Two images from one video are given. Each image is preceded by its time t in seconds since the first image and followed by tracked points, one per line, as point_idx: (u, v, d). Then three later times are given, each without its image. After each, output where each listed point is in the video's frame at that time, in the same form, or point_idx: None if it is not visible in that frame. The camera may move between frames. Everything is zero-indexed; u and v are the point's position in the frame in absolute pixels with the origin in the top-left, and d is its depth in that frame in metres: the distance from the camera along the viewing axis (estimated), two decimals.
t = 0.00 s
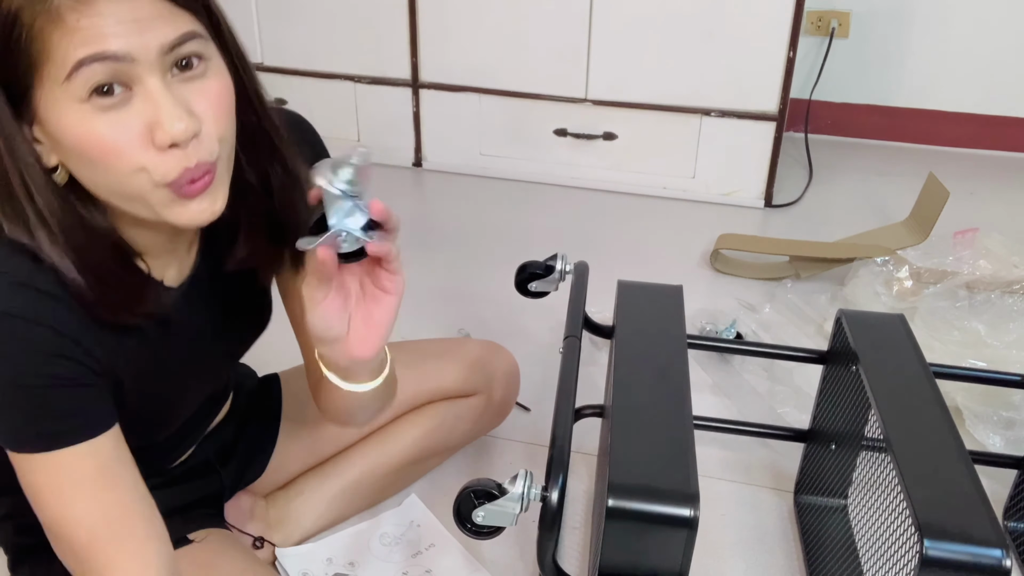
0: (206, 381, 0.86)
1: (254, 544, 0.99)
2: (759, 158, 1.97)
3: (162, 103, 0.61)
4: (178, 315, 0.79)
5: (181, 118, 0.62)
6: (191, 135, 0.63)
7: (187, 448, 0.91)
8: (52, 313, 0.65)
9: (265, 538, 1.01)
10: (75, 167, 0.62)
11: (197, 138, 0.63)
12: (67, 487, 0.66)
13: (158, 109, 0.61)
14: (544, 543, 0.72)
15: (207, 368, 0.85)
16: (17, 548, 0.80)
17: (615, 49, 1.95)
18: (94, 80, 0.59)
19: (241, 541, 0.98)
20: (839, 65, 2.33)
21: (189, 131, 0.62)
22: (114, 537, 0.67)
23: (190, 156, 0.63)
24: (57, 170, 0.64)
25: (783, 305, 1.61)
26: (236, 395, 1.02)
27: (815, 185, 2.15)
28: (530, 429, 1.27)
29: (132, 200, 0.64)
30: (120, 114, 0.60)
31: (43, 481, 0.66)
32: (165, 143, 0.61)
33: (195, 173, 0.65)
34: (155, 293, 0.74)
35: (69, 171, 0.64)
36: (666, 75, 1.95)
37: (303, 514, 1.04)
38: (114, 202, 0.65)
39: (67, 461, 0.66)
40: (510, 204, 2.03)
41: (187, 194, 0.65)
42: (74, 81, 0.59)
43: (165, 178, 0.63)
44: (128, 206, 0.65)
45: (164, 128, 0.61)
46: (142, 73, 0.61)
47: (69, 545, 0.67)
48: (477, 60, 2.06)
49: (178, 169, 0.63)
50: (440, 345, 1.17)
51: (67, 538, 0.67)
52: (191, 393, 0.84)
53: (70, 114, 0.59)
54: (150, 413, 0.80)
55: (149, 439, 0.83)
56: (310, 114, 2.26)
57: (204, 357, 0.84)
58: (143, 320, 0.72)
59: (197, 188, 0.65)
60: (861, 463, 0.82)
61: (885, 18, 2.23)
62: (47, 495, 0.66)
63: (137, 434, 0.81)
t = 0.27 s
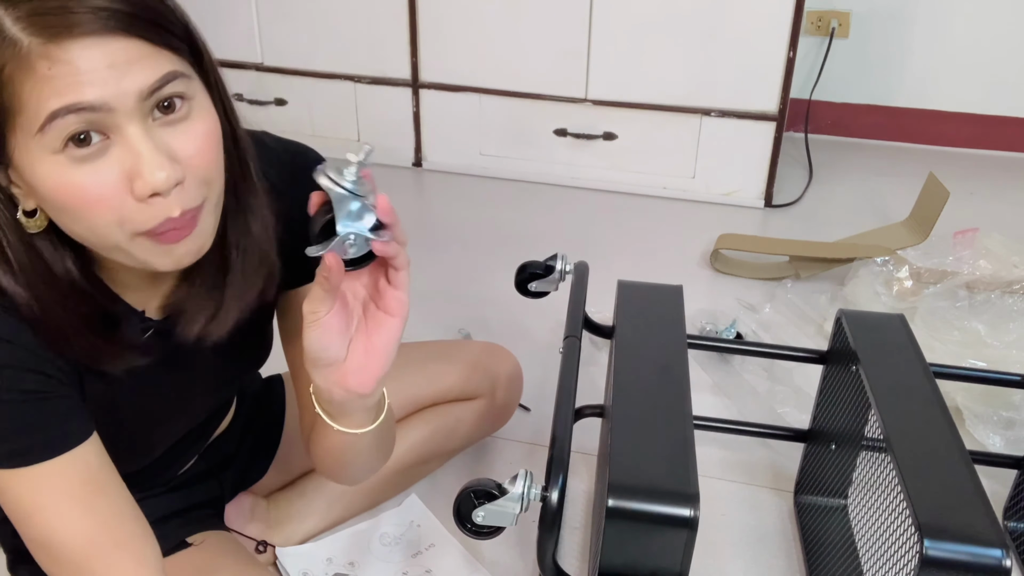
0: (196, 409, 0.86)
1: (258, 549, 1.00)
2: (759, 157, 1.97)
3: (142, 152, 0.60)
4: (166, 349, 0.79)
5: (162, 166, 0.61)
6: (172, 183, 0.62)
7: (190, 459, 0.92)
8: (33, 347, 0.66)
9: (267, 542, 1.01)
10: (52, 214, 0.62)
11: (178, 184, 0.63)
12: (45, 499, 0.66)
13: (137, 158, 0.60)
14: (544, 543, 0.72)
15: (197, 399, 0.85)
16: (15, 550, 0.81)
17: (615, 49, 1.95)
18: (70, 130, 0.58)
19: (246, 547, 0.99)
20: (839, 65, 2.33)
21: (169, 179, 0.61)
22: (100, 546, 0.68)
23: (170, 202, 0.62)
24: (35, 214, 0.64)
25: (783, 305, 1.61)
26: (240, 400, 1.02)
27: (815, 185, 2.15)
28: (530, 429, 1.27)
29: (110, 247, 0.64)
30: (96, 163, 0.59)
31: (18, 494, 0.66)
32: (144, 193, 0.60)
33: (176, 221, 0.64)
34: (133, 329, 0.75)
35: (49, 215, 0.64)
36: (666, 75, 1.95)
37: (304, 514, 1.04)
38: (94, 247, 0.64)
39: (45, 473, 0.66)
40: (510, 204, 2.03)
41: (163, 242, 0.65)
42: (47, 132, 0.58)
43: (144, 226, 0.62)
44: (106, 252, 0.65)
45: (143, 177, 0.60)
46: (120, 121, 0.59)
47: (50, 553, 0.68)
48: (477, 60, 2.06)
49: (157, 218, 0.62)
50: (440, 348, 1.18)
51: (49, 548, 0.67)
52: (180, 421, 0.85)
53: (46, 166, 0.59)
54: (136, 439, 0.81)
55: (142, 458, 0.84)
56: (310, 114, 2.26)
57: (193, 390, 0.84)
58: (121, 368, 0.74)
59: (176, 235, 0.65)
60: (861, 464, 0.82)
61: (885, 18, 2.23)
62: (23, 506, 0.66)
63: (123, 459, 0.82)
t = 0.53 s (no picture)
0: (181, 402, 0.87)
1: (257, 545, 0.99)
2: (759, 157, 1.97)
3: (133, 165, 0.61)
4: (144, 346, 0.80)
5: (153, 180, 0.62)
6: (162, 195, 0.63)
7: (183, 455, 0.92)
8: (12, 352, 0.67)
9: (267, 539, 1.01)
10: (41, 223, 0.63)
11: (168, 197, 0.64)
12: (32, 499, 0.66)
13: (129, 173, 0.61)
14: (544, 543, 0.72)
15: (181, 392, 0.86)
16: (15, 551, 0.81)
17: (615, 49, 1.95)
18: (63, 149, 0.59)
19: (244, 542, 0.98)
20: (839, 65, 2.33)
21: (160, 191, 0.62)
22: (86, 548, 0.68)
23: (160, 213, 0.64)
24: (13, 219, 0.65)
25: (783, 305, 1.61)
26: (237, 396, 1.02)
27: (815, 185, 2.15)
28: (530, 429, 1.27)
29: (103, 254, 0.65)
30: (88, 178, 0.60)
31: (5, 497, 0.66)
32: (136, 206, 0.61)
33: (166, 230, 0.65)
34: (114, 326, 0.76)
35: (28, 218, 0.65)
36: (666, 76, 1.95)
37: (304, 514, 1.04)
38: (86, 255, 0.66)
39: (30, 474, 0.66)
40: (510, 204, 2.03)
41: (156, 251, 0.66)
42: (40, 149, 0.58)
43: (137, 237, 0.63)
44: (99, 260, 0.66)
45: (135, 191, 0.61)
46: (111, 136, 0.60)
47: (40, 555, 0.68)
48: (477, 60, 2.06)
49: (147, 229, 0.63)
50: (440, 347, 1.18)
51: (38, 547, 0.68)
52: (166, 416, 0.86)
53: (37, 181, 0.59)
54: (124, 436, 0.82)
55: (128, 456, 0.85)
56: (310, 114, 2.26)
57: (177, 383, 0.85)
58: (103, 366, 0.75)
59: (169, 243, 0.66)
60: (861, 464, 0.82)
61: (885, 18, 2.23)
62: (11, 510, 0.66)
63: (109, 457, 0.83)
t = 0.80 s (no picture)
0: (177, 395, 0.87)
1: (253, 543, 0.99)
2: (759, 157, 1.97)
3: (138, 125, 0.62)
4: (138, 336, 0.80)
5: (157, 137, 0.63)
6: (167, 153, 0.64)
7: (180, 450, 0.93)
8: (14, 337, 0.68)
9: (265, 537, 1.00)
10: (41, 201, 0.64)
11: (172, 153, 0.65)
12: (33, 499, 0.66)
13: (134, 132, 0.62)
14: (544, 543, 0.72)
15: (179, 384, 0.87)
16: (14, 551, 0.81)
17: (615, 49, 1.95)
18: (70, 117, 0.60)
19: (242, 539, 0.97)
20: (839, 65, 2.33)
21: (164, 148, 0.64)
22: (89, 545, 0.69)
23: (166, 170, 0.65)
24: (13, 202, 0.65)
25: (783, 305, 1.61)
26: (234, 393, 1.02)
27: (815, 185, 2.15)
28: (530, 429, 1.27)
29: (108, 226, 0.66)
30: (93, 142, 0.61)
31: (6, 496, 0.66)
32: (144, 164, 0.63)
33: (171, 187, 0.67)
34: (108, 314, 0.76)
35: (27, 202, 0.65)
36: (666, 76, 1.95)
37: (303, 514, 1.04)
38: (92, 229, 0.67)
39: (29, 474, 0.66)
40: (510, 204, 2.03)
41: (165, 211, 0.68)
42: (48, 118, 0.59)
43: (146, 196, 0.65)
44: (106, 232, 0.67)
45: (142, 149, 0.62)
46: (114, 99, 0.62)
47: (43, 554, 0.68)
48: (477, 60, 2.06)
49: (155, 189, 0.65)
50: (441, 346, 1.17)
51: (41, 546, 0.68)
52: (164, 408, 0.86)
53: (41, 152, 0.60)
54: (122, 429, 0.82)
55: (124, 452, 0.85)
56: (310, 114, 2.26)
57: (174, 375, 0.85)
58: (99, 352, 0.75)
59: (174, 201, 0.68)
60: (861, 464, 0.82)
61: (885, 18, 2.23)
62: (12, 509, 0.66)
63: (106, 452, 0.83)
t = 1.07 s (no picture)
0: (173, 398, 0.87)
1: (253, 543, 0.99)
2: (759, 157, 1.97)
3: (108, 117, 0.63)
4: (130, 338, 0.80)
5: (128, 128, 0.63)
6: (140, 144, 0.64)
7: (180, 451, 0.93)
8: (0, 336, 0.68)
9: (264, 537, 1.00)
10: (20, 198, 0.64)
11: (144, 145, 0.65)
12: (31, 500, 0.66)
13: (104, 124, 0.62)
14: (545, 542, 0.72)
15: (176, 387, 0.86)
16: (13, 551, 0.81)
17: (615, 49, 1.95)
18: (38, 110, 0.60)
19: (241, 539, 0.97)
20: (839, 65, 2.33)
21: (136, 140, 0.64)
22: (86, 545, 0.69)
23: (139, 162, 0.65)
24: None
25: (783, 305, 1.61)
26: (235, 391, 1.02)
27: (815, 185, 2.15)
28: (530, 429, 1.27)
29: (83, 222, 0.66)
30: (64, 135, 0.62)
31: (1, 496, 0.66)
32: (115, 156, 0.63)
33: (144, 181, 0.67)
34: (100, 317, 0.76)
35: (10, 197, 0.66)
36: (666, 75, 1.95)
37: (303, 515, 1.04)
38: (68, 225, 0.67)
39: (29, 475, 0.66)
40: (510, 204, 2.03)
41: (140, 206, 0.68)
42: (15, 111, 0.59)
43: (118, 190, 0.65)
44: (81, 227, 0.67)
45: (113, 141, 0.62)
46: (83, 90, 0.61)
47: (42, 556, 0.68)
48: (477, 60, 2.06)
49: (128, 183, 0.65)
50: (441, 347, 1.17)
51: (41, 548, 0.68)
52: (160, 410, 0.86)
53: (13, 145, 0.60)
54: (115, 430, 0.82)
55: (118, 452, 0.85)
56: (310, 114, 2.26)
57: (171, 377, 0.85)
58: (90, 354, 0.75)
59: (151, 196, 0.68)
60: (861, 463, 0.82)
61: (885, 18, 2.23)
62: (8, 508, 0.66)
63: (98, 453, 0.83)
